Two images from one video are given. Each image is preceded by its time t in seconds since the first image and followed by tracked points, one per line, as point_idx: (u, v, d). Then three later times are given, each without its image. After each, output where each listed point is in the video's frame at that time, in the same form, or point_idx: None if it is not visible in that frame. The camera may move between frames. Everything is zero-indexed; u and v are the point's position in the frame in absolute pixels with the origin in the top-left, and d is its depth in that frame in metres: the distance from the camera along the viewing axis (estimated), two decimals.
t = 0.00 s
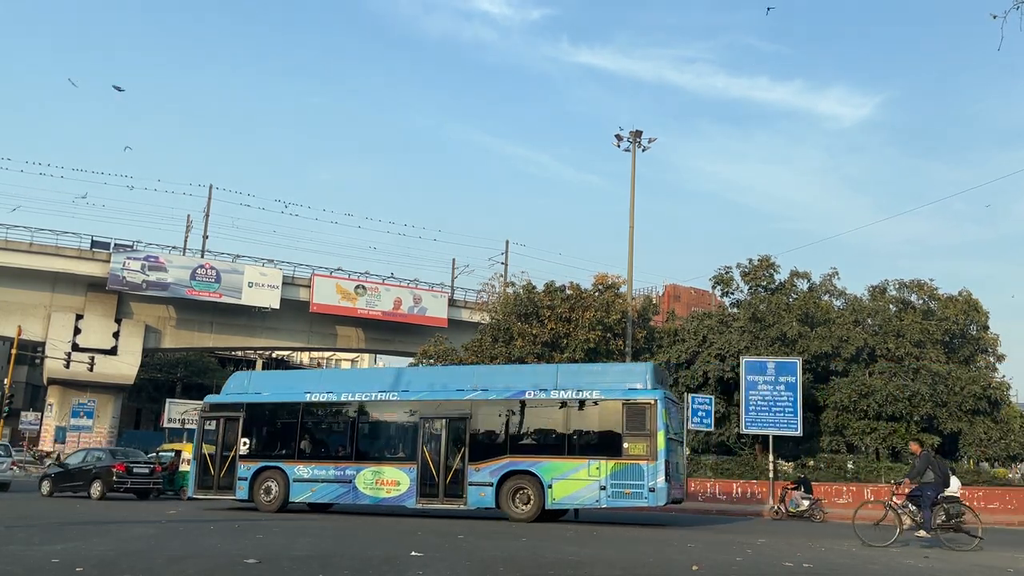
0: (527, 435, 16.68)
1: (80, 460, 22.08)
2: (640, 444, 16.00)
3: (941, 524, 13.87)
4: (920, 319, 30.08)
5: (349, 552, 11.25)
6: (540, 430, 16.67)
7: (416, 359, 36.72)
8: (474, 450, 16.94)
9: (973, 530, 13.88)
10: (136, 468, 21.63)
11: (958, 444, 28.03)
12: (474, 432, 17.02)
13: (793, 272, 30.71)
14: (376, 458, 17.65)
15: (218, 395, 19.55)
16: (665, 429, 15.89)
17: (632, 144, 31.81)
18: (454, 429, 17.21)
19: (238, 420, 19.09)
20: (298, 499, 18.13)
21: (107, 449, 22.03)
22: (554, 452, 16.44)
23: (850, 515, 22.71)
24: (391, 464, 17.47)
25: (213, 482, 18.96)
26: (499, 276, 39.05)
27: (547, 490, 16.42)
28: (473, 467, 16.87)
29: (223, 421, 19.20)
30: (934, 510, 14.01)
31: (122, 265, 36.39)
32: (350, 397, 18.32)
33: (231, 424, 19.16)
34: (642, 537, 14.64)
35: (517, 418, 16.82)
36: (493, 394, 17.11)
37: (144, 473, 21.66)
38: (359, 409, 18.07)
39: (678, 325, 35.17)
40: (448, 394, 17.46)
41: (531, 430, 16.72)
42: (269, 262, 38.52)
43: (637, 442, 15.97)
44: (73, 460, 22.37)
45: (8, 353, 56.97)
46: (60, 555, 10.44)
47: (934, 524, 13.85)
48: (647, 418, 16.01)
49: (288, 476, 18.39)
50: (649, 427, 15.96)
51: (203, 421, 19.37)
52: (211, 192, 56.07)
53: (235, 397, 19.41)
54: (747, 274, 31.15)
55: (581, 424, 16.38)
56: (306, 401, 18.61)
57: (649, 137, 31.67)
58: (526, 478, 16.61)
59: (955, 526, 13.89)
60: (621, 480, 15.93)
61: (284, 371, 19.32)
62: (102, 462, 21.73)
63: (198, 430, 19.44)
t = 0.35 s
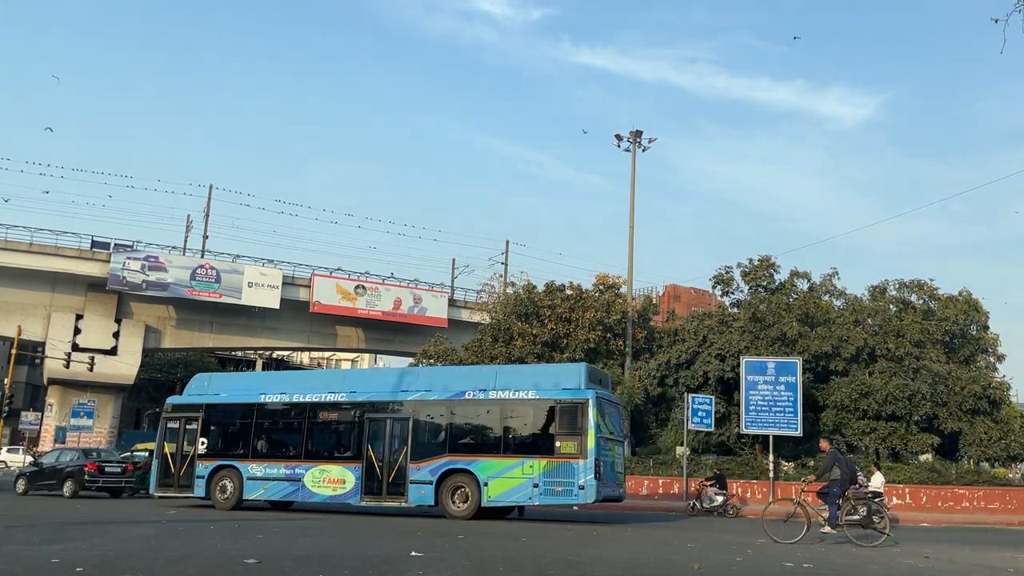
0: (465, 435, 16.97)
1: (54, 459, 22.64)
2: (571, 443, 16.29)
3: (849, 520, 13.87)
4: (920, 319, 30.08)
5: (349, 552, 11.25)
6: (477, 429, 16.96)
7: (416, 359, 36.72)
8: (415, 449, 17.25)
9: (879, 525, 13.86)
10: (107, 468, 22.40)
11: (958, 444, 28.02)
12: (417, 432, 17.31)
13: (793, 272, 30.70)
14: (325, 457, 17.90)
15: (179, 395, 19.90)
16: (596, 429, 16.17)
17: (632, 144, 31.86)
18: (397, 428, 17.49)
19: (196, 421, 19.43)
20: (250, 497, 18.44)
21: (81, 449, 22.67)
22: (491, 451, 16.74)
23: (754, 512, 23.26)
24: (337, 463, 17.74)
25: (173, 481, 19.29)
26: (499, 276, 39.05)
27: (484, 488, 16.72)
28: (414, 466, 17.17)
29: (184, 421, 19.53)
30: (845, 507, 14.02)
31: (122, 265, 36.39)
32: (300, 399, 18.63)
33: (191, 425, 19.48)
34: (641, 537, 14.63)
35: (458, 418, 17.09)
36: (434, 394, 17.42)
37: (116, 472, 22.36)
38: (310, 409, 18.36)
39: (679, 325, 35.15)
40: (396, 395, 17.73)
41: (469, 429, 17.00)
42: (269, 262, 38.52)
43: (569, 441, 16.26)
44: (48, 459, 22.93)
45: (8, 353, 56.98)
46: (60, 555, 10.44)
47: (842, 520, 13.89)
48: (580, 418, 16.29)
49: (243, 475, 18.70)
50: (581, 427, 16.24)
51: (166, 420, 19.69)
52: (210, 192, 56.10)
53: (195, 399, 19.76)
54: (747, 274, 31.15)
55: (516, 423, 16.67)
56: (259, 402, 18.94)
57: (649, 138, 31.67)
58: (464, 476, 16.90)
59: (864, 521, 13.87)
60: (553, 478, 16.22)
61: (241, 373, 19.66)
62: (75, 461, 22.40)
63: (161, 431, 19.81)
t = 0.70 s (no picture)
0: (413, 435, 17.47)
1: (28, 459, 22.98)
2: (512, 443, 16.70)
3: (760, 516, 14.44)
4: (920, 319, 30.08)
5: (349, 552, 11.24)
6: (424, 430, 17.45)
7: (417, 359, 36.73)
8: (365, 448, 17.80)
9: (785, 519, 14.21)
10: (80, 467, 22.67)
11: (958, 444, 28.01)
12: (365, 431, 17.90)
13: (793, 272, 30.69)
14: (282, 455, 18.54)
15: (149, 396, 20.72)
16: (535, 430, 16.57)
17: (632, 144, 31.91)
18: (347, 429, 18.09)
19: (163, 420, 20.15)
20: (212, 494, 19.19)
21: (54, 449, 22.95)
22: (436, 451, 17.24)
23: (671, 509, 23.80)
24: (292, 461, 18.38)
25: (139, 479, 20.21)
26: (499, 276, 39.04)
27: (428, 487, 17.23)
28: (364, 464, 17.76)
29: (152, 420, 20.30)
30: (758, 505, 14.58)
31: (122, 265, 36.40)
32: (260, 399, 19.26)
33: (158, 423, 20.23)
34: (640, 536, 14.63)
35: (405, 420, 17.63)
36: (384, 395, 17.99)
37: (89, 471, 22.61)
38: (267, 410, 19.01)
39: (679, 325, 35.15)
40: (348, 397, 18.32)
41: (416, 429, 17.50)
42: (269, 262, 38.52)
43: (510, 441, 16.66)
44: (22, 458, 23.29)
45: (8, 353, 57.02)
46: (60, 555, 10.44)
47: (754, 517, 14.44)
48: (520, 419, 16.70)
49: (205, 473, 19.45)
50: (521, 427, 16.65)
51: (136, 419, 20.53)
52: (210, 191, 56.15)
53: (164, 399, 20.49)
54: (747, 273, 31.15)
55: (461, 424, 17.14)
56: (222, 401, 19.63)
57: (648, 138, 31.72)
58: (411, 475, 17.42)
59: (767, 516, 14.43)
60: (494, 478, 16.67)
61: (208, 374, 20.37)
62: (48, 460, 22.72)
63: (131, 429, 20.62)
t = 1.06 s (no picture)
0: (366, 435, 17.60)
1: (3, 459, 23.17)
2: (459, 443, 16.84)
3: (675, 513, 14.52)
4: (920, 319, 30.08)
5: (349, 552, 11.24)
6: (377, 429, 17.56)
7: (417, 359, 36.74)
8: (321, 448, 17.93)
9: (702, 514, 14.37)
10: (55, 466, 22.98)
11: (958, 444, 28.01)
12: (322, 431, 18.03)
13: (793, 272, 30.67)
14: (243, 454, 18.65)
15: (120, 396, 20.83)
16: (482, 429, 16.72)
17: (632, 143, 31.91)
18: (305, 428, 18.22)
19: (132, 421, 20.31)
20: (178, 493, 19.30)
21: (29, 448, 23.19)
22: (387, 450, 17.33)
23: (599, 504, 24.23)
24: (253, 461, 18.50)
25: (111, 477, 20.37)
26: (499, 276, 39.01)
27: (380, 485, 17.31)
28: (321, 463, 17.88)
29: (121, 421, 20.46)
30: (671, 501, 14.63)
31: (122, 265, 36.39)
32: (223, 399, 19.38)
33: (128, 424, 20.39)
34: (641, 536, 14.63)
35: (359, 420, 17.73)
36: (341, 396, 18.10)
37: (64, 470, 22.94)
38: (230, 410, 19.12)
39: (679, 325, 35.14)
40: (307, 397, 18.43)
41: (370, 430, 17.61)
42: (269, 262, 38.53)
43: (457, 441, 16.80)
44: None
45: (8, 353, 57.03)
46: (60, 555, 10.44)
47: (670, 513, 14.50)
48: (468, 418, 16.84)
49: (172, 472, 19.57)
50: (468, 427, 16.80)
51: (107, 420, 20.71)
52: (210, 191, 56.22)
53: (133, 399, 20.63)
54: (747, 273, 31.14)
55: (411, 424, 17.25)
56: (187, 403, 19.76)
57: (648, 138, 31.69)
58: (364, 475, 17.52)
59: (687, 513, 14.47)
60: (442, 477, 16.81)
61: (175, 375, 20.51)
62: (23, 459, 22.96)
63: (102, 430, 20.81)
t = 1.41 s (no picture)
0: (323, 435, 17.66)
1: None
2: (411, 443, 16.87)
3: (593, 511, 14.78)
4: (920, 319, 30.09)
5: (348, 552, 11.25)
6: (335, 430, 17.60)
7: (417, 359, 36.74)
8: (281, 448, 18.01)
9: (620, 512, 14.53)
10: (30, 465, 23.24)
11: (958, 444, 28.01)
12: (282, 432, 18.10)
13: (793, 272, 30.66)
14: (208, 454, 18.78)
15: (96, 396, 21.10)
16: (432, 429, 16.74)
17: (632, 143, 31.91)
18: (266, 428, 18.30)
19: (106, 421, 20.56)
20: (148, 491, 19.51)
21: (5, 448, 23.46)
22: (342, 450, 17.36)
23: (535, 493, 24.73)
24: (217, 460, 18.62)
25: (85, 475, 20.75)
26: (499, 276, 38.99)
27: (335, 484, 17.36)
28: (281, 462, 17.97)
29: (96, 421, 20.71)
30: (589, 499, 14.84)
31: (122, 265, 36.40)
32: (190, 400, 19.50)
33: (102, 424, 20.63)
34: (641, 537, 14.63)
35: (318, 420, 17.81)
36: (301, 397, 18.14)
37: (39, 469, 23.21)
38: (197, 410, 19.25)
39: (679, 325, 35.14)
40: (270, 397, 18.50)
41: (328, 430, 17.65)
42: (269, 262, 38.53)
43: (408, 441, 16.83)
44: None
45: (8, 353, 57.03)
46: (60, 555, 10.44)
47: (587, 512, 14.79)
48: (420, 418, 16.87)
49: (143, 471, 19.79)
50: (419, 427, 16.84)
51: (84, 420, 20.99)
52: (209, 191, 56.27)
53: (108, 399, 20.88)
54: (747, 273, 31.13)
55: (365, 425, 17.28)
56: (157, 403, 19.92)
57: (648, 138, 31.68)
58: (322, 475, 17.58)
59: (607, 510, 14.66)
60: (394, 475, 16.82)
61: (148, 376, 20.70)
62: None
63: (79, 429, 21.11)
